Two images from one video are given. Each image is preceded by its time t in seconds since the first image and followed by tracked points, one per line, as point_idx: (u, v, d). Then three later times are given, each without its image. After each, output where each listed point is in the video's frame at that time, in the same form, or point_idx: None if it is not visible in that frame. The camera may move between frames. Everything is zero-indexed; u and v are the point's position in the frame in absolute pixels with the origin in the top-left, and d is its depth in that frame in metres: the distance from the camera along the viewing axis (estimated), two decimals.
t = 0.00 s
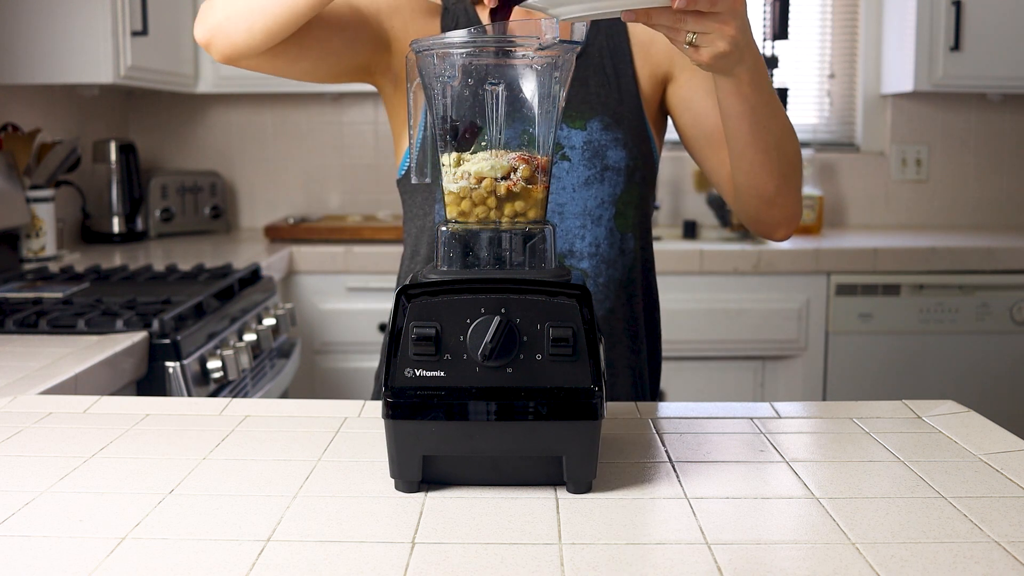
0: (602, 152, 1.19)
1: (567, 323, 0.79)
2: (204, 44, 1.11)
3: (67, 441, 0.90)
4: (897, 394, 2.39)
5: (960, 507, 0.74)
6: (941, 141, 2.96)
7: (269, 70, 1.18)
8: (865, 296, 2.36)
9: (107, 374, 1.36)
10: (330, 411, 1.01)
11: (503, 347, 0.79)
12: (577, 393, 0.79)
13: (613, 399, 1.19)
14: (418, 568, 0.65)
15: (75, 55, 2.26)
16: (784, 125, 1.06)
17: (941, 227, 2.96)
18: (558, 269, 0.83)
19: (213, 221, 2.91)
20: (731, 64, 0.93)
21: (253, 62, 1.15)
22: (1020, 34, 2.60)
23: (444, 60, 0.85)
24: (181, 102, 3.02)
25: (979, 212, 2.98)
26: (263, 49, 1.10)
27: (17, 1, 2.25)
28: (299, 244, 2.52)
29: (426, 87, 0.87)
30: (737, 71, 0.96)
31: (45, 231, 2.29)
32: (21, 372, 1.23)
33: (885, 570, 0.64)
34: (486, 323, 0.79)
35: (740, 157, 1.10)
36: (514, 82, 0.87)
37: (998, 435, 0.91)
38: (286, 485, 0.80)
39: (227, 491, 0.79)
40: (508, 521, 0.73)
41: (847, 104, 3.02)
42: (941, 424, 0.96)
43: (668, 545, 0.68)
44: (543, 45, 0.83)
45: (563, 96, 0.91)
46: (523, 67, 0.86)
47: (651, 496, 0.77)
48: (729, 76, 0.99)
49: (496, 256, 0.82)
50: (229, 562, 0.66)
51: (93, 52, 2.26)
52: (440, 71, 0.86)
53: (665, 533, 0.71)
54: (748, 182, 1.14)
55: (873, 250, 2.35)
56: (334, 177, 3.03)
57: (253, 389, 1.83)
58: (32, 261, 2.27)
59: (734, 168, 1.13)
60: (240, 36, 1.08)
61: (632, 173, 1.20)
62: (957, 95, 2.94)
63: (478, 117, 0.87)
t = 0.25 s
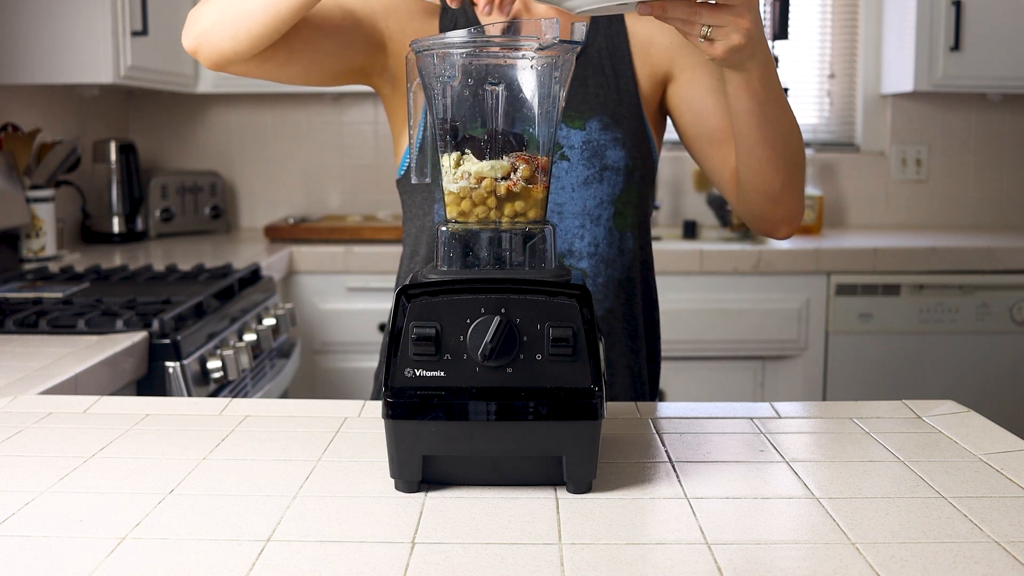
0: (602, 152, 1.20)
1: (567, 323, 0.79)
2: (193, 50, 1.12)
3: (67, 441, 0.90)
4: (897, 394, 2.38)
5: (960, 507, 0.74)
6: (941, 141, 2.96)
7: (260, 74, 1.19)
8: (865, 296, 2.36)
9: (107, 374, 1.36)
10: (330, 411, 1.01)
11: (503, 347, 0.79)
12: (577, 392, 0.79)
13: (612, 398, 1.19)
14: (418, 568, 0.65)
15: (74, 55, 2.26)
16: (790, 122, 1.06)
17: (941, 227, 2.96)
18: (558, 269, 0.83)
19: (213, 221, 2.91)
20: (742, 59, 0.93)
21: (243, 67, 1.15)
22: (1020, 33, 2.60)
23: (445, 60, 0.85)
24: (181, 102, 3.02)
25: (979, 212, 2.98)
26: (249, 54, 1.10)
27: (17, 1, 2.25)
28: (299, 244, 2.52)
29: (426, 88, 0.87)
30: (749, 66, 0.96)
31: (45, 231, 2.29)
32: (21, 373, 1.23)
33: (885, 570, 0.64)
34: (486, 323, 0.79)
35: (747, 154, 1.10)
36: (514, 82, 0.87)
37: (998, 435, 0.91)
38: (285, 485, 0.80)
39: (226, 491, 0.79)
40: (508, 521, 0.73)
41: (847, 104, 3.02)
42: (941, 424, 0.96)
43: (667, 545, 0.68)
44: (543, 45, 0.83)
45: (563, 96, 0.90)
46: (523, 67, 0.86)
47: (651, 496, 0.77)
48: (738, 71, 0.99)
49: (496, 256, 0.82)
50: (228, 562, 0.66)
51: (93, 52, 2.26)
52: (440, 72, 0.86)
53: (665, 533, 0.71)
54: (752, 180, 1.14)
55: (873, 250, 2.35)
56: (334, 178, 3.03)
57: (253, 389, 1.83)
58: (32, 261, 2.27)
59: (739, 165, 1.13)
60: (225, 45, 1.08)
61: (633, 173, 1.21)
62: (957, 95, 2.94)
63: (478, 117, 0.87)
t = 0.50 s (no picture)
0: (602, 152, 1.19)
1: (567, 323, 0.79)
2: (193, 53, 1.12)
3: (67, 441, 0.90)
4: (897, 395, 2.38)
5: (960, 507, 0.74)
6: (941, 141, 2.96)
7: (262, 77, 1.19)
8: (865, 296, 2.36)
9: (107, 374, 1.36)
10: (330, 411, 1.01)
11: (503, 347, 0.79)
12: (577, 392, 0.79)
13: (611, 398, 1.19)
14: (418, 569, 0.65)
15: (75, 55, 2.26)
16: (788, 123, 1.06)
17: (941, 227, 2.96)
18: (558, 269, 0.83)
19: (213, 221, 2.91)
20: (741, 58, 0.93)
21: (241, 70, 1.15)
22: (1021, 33, 2.60)
23: (445, 60, 0.84)
24: (181, 102, 3.02)
25: (979, 212, 2.98)
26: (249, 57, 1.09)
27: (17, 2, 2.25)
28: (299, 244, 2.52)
29: (426, 88, 0.87)
30: (748, 65, 0.96)
31: (45, 231, 2.29)
32: (21, 372, 1.23)
33: (885, 570, 0.64)
34: (486, 323, 0.79)
35: (744, 154, 1.09)
36: (514, 82, 0.87)
37: (998, 435, 0.91)
38: (285, 485, 0.80)
39: (225, 491, 0.79)
40: (508, 521, 0.73)
41: (847, 104, 3.02)
42: (941, 423, 0.96)
43: (667, 545, 0.68)
44: (544, 45, 0.83)
45: (562, 96, 0.91)
46: (523, 67, 0.86)
47: (651, 496, 0.77)
48: (739, 68, 0.99)
49: (497, 256, 0.82)
50: (228, 562, 0.66)
51: (93, 52, 2.26)
52: (440, 72, 0.85)
53: (665, 532, 0.71)
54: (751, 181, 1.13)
55: (873, 250, 2.35)
56: (334, 178, 3.02)
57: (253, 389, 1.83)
58: (32, 261, 2.27)
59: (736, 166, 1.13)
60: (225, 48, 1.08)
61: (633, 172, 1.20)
62: (957, 95, 2.94)
63: (478, 117, 0.86)
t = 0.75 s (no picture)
0: (607, 151, 1.20)
1: (567, 323, 0.79)
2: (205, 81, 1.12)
3: (67, 441, 0.90)
4: (897, 395, 2.38)
5: (960, 507, 0.74)
6: (941, 141, 2.96)
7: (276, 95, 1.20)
8: (865, 296, 2.36)
9: (107, 374, 1.36)
10: (330, 411, 1.01)
11: (503, 347, 0.79)
12: (577, 392, 0.79)
13: (614, 397, 1.19)
14: (418, 568, 0.65)
15: (75, 55, 2.26)
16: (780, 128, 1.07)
17: (941, 227, 2.96)
18: (559, 269, 0.83)
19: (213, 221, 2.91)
20: (730, 64, 0.93)
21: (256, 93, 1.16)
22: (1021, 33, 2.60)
23: (445, 60, 0.84)
24: (182, 102, 3.02)
25: (979, 212, 2.98)
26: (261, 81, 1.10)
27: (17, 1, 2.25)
28: (299, 244, 2.52)
29: (425, 88, 0.86)
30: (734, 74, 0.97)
31: (45, 231, 2.29)
32: (21, 372, 1.23)
33: (885, 570, 0.64)
34: (486, 323, 0.78)
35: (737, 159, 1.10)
36: (514, 82, 0.87)
37: (997, 435, 0.91)
38: (286, 485, 0.80)
39: (226, 491, 0.79)
40: (508, 521, 0.73)
41: (847, 104, 3.02)
42: (941, 423, 0.96)
43: (667, 545, 0.68)
44: (544, 44, 0.83)
45: (562, 97, 0.91)
46: (523, 67, 0.86)
47: (650, 496, 0.77)
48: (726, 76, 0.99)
49: (496, 256, 0.82)
50: (229, 562, 0.66)
51: (93, 52, 2.26)
52: (440, 72, 0.85)
53: (665, 532, 0.71)
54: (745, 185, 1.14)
55: (873, 250, 2.35)
56: (334, 178, 3.02)
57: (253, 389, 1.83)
58: (32, 261, 2.27)
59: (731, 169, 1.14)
60: (237, 69, 1.08)
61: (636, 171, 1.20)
62: (957, 95, 2.94)
63: (478, 116, 0.86)
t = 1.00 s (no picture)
0: (698, 200, 1.11)
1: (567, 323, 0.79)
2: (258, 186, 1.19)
3: (66, 441, 0.90)
4: (896, 395, 2.38)
5: (960, 507, 0.74)
6: (941, 141, 2.96)
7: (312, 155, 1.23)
8: (865, 296, 2.36)
9: (107, 374, 1.36)
10: (330, 410, 1.01)
11: (504, 346, 0.78)
12: (578, 392, 0.79)
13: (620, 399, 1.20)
14: (418, 569, 0.65)
15: (75, 55, 2.26)
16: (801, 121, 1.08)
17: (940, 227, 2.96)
18: (558, 268, 0.83)
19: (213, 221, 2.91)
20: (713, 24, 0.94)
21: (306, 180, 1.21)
22: (1021, 33, 2.60)
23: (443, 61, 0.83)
24: (182, 102, 3.02)
25: (979, 212, 2.98)
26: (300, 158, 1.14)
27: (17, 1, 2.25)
28: (299, 244, 2.52)
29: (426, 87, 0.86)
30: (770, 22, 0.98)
31: (45, 231, 2.29)
32: (21, 372, 1.23)
33: (885, 570, 0.64)
34: (486, 324, 0.78)
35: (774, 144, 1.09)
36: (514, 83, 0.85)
37: (997, 435, 0.91)
38: (287, 485, 0.80)
39: (226, 491, 0.79)
40: (509, 522, 0.73)
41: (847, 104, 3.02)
42: (941, 423, 0.96)
43: (667, 545, 0.68)
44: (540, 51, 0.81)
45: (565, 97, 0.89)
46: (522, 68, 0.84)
47: (651, 496, 0.77)
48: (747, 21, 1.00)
49: (497, 256, 0.81)
50: (229, 562, 0.66)
51: (93, 52, 2.26)
52: (438, 72, 0.84)
53: (665, 533, 0.71)
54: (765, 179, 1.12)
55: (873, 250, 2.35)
56: (334, 178, 3.02)
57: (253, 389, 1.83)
58: (32, 261, 2.27)
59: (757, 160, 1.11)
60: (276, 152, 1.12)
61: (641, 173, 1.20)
62: (957, 95, 2.94)
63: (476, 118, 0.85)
